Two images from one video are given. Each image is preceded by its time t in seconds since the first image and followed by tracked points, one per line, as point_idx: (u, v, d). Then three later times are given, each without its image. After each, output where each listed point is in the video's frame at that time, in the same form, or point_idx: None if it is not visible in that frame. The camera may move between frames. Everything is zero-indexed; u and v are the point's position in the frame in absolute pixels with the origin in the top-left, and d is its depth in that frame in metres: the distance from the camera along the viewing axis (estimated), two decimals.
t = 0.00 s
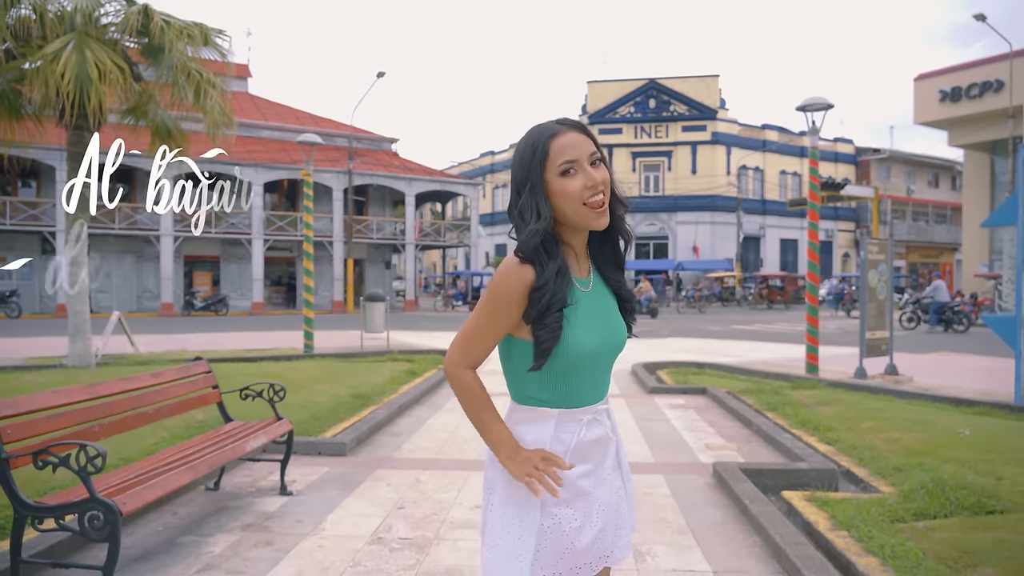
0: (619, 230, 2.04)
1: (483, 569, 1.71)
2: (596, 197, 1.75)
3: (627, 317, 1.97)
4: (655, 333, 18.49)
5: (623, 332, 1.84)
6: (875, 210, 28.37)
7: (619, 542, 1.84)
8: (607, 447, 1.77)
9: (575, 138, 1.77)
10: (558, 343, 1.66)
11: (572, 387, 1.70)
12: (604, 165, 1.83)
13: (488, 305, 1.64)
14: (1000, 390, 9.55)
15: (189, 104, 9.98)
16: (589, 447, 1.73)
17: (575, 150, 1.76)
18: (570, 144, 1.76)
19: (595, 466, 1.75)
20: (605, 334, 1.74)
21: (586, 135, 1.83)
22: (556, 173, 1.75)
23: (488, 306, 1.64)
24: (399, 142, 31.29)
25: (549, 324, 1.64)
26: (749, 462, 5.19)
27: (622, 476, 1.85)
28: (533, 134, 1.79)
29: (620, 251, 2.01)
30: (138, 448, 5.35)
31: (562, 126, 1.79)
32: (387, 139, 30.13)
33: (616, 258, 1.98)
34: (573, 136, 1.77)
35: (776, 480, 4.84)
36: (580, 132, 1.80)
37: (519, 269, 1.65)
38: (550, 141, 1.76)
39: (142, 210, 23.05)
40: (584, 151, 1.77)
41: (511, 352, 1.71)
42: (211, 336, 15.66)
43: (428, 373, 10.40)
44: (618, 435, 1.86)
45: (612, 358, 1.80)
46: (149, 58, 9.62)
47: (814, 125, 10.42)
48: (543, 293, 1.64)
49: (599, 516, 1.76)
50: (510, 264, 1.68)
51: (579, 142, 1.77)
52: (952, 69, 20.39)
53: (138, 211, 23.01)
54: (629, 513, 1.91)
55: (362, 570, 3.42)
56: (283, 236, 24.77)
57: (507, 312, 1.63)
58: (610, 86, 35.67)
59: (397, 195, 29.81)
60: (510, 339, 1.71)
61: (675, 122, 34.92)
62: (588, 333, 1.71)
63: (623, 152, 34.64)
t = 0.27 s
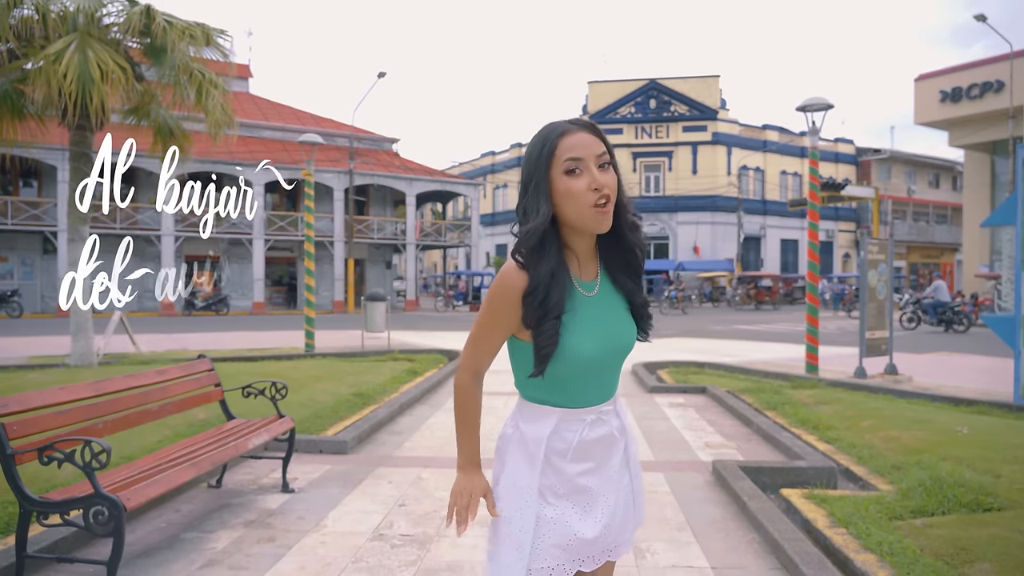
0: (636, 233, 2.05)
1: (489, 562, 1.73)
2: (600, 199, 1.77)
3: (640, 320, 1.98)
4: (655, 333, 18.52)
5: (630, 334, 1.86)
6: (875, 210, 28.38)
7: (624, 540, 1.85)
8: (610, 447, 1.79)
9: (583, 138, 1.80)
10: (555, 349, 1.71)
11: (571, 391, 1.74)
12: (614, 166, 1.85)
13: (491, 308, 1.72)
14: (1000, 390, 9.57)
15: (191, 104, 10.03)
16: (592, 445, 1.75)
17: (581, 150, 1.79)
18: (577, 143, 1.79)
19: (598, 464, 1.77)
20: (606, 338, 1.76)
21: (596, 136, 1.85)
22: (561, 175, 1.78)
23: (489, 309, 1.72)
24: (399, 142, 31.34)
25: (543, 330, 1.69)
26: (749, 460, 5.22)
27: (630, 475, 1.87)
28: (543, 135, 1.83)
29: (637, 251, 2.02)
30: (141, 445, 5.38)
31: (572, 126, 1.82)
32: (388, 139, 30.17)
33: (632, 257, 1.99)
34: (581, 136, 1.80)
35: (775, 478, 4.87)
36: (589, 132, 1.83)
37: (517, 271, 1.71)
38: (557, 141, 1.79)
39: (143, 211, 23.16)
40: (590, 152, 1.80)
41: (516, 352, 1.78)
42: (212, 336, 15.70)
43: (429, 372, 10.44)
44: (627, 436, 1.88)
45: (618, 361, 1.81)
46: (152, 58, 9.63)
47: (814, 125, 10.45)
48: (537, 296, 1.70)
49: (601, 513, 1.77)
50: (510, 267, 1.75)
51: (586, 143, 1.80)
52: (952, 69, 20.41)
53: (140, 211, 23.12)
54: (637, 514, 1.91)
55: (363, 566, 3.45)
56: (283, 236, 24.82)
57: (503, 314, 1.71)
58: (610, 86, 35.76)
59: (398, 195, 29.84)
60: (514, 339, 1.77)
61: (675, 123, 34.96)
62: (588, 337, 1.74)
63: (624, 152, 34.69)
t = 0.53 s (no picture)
0: (646, 249, 2.00)
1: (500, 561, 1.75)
2: (600, 208, 1.78)
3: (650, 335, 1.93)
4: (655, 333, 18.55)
5: (631, 345, 1.85)
6: (876, 211, 28.39)
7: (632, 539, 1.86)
8: (616, 448, 1.82)
9: (592, 145, 1.82)
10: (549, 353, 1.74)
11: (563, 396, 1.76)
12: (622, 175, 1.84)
13: (490, 308, 1.79)
14: (999, 390, 9.59)
15: (194, 104, 10.07)
16: (597, 446, 1.78)
17: (589, 156, 1.80)
18: (585, 149, 1.81)
19: (604, 465, 1.80)
20: (599, 349, 1.77)
21: (608, 144, 1.86)
22: (564, 181, 1.81)
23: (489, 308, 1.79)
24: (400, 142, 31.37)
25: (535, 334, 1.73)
26: (749, 459, 5.25)
27: (640, 475, 1.88)
28: (553, 139, 1.86)
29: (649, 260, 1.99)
30: (145, 444, 5.41)
31: (584, 131, 1.84)
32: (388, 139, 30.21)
33: (644, 266, 1.96)
34: (590, 143, 1.82)
35: (775, 476, 4.91)
36: (600, 141, 1.84)
37: (513, 274, 1.77)
38: (565, 145, 1.82)
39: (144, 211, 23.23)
40: (598, 160, 1.81)
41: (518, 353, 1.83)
42: (213, 336, 15.74)
43: (430, 372, 10.48)
44: (636, 436, 1.90)
45: (616, 372, 1.81)
46: (154, 58, 9.68)
47: (814, 126, 10.50)
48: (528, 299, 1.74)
49: (608, 512, 1.80)
50: (509, 269, 1.80)
51: (595, 150, 1.82)
52: (952, 70, 20.43)
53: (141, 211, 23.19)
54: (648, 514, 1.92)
55: (367, 563, 3.48)
56: (284, 236, 24.85)
57: (498, 315, 1.78)
58: (610, 87, 35.84)
59: (399, 196, 29.87)
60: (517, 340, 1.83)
61: (676, 123, 34.99)
62: (581, 345, 1.76)
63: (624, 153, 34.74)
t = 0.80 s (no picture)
0: (647, 257, 2.01)
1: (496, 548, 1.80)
2: (600, 214, 1.81)
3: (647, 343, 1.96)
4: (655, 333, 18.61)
5: (627, 353, 1.88)
6: (875, 212, 28.45)
7: (631, 541, 1.88)
8: (616, 449, 1.84)
9: (598, 151, 1.85)
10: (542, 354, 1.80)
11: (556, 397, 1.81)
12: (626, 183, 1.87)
13: (492, 306, 1.86)
14: (997, 390, 9.65)
15: (196, 105, 10.14)
16: (595, 444, 1.81)
17: (594, 162, 1.84)
18: (590, 154, 1.84)
19: (604, 465, 1.83)
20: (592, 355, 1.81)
21: (615, 151, 1.89)
22: (568, 183, 1.85)
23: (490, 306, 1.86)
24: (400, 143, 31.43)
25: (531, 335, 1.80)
26: (748, 458, 5.31)
27: (642, 478, 1.90)
28: (562, 141, 1.91)
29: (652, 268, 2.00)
30: (149, 443, 5.46)
31: (592, 136, 1.88)
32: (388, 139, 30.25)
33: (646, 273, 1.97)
34: (597, 148, 1.86)
35: (774, 474, 4.96)
36: (607, 147, 1.88)
37: (512, 273, 1.83)
38: (571, 148, 1.86)
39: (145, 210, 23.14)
40: (603, 166, 1.85)
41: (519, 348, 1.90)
42: (214, 336, 15.80)
43: (431, 372, 10.54)
44: (643, 439, 1.92)
45: (610, 376, 1.83)
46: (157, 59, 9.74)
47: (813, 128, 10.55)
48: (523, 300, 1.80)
49: (605, 510, 1.82)
50: (510, 267, 1.86)
51: (600, 156, 1.85)
52: (951, 71, 20.49)
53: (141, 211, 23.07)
54: (653, 518, 1.93)
55: (371, 558, 3.53)
56: (284, 236, 24.92)
57: (498, 313, 1.84)
58: (610, 88, 35.89)
59: (399, 196, 29.92)
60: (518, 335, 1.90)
61: (675, 124, 35.05)
62: (575, 348, 1.80)
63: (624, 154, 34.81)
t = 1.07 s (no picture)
0: (647, 262, 2.04)
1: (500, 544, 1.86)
2: (599, 221, 1.85)
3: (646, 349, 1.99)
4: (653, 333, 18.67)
5: (623, 358, 1.91)
6: (874, 213, 28.51)
7: (635, 541, 1.90)
8: (617, 451, 1.86)
9: (599, 158, 1.89)
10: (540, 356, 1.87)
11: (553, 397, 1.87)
12: (626, 191, 1.92)
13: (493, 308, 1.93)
14: (993, 390, 9.72)
15: (197, 106, 10.18)
16: (595, 446, 1.84)
17: (595, 169, 1.89)
18: (591, 161, 1.89)
19: (606, 466, 1.86)
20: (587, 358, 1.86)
21: (617, 158, 1.93)
22: (569, 188, 1.89)
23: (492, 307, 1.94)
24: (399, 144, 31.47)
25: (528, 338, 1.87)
26: (747, 456, 5.37)
27: (648, 480, 1.93)
28: (565, 146, 1.95)
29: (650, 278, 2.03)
30: (153, 442, 5.51)
31: (594, 142, 1.92)
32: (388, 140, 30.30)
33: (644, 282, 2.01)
34: (599, 154, 1.90)
35: (772, 473, 5.02)
36: (609, 154, 1.92)
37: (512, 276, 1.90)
38: (574, 154, 1.90)
39: (145, 211, 23.07)
40: (603, 173, 1.89)
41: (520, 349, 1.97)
42: (214, 336, 15.86)
43: (431, 372, 10.59)
44: (647, 441, 1.93)
45: (607, 379, 1.87)
46: (158, 61, 9.76)
47: (812, 129, 10.62)
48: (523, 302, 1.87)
49: (607, 511, 1.85)
50: (510, 269, 1.93)
51: (601, 163, 1.89)
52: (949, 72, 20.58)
53: (141, 211, 23.01)
54: (660, 519, 1.95)
55: (375, 554, 3.59)
56: (284, 237, 24.98)
57: (499, 313, 1.92)
58: (609, 89, 35.97)
59: (398, 197, 29.97)
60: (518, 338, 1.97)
61: (674, 125, 35.11)
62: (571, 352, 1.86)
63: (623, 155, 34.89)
